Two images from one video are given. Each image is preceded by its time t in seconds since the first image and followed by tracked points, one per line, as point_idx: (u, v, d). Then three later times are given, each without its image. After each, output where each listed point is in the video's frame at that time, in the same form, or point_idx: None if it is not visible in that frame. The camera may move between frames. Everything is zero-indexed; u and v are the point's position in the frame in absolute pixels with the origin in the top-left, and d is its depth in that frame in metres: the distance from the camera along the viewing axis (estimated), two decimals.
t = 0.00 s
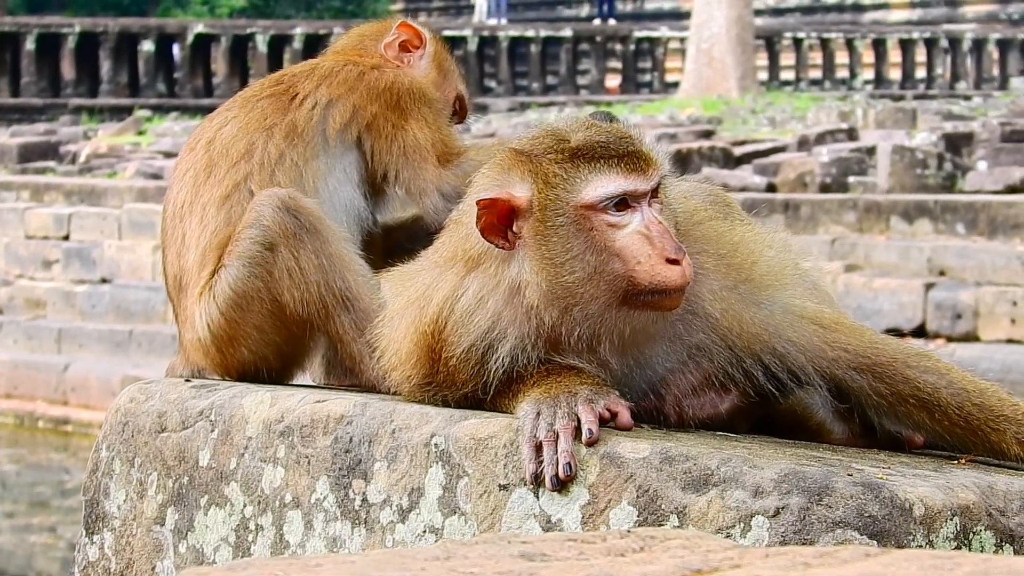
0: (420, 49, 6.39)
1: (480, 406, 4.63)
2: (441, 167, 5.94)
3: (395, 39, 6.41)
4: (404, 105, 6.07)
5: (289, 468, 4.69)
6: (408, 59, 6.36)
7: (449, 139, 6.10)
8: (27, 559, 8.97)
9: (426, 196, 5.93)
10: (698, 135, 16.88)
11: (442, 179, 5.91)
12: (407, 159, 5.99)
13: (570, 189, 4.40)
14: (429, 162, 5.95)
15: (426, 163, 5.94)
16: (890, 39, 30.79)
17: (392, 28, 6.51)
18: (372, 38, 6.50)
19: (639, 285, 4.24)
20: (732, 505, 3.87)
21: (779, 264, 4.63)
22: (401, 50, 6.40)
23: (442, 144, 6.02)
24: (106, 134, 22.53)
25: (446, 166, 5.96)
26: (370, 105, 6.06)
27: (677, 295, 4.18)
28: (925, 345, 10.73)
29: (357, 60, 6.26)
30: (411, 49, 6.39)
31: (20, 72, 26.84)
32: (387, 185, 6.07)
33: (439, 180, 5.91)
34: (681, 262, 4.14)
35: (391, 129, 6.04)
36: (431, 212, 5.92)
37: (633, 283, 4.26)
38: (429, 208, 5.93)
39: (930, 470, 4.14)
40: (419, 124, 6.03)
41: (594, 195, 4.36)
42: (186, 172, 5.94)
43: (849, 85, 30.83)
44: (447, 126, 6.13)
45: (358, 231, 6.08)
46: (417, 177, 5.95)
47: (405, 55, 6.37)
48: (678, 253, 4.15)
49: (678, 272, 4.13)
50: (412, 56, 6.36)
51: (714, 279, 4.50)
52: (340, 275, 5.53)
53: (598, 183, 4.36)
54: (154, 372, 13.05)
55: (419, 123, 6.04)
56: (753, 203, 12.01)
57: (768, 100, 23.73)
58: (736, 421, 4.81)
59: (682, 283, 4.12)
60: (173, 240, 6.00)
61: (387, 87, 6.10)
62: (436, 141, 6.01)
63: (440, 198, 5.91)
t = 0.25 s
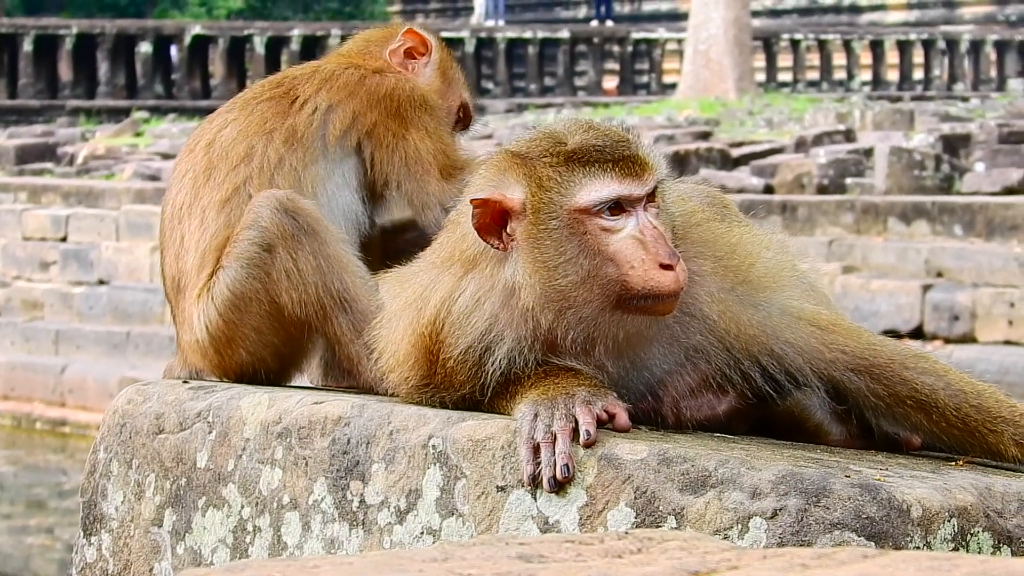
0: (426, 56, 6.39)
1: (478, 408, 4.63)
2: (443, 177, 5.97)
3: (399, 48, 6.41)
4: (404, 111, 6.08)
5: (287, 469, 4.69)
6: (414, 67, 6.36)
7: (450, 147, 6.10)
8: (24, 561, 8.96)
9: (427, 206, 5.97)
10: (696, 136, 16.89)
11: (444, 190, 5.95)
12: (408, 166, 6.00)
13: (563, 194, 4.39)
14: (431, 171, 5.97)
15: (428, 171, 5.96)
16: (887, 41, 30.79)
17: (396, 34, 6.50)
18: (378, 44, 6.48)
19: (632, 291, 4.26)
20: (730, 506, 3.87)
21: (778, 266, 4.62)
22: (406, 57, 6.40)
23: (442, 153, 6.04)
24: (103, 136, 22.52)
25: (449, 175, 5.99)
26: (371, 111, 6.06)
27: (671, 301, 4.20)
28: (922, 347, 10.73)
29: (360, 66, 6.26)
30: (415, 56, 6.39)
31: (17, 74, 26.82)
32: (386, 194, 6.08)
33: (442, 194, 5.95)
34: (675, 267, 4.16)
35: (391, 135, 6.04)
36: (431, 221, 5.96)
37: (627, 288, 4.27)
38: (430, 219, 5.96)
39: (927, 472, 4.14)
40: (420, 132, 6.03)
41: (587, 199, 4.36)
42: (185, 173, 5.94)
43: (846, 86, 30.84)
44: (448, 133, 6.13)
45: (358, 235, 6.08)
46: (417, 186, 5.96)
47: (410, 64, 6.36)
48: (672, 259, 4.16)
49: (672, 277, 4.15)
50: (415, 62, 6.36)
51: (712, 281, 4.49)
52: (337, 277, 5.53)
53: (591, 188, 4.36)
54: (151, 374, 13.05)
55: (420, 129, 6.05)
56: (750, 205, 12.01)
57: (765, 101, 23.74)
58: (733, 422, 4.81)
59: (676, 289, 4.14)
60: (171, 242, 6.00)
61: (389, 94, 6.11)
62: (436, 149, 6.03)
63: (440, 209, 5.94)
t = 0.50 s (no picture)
0: (432, 62, 6.39)
1: (475, 409, 4.63)
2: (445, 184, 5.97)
3: (405, 53, 6.41)
4: (406, 116, 6.08)
5: (284, 471, 4.69)
6: (420, 73, 6.36)
7: (452, 153, 6.10)
8: (22, 561, 8.96)
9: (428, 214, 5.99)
10: (693, 138, 16.91)
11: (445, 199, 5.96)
12: (409, 172, 6.01)
13: (551, 198, 4.36)
14: (432, 179, 5.97)
15: (430, 179, 5.97)
16: (885, 43, 30.79)
17: (403, 39, 6.49)
18: (384, 48, 6.47)
19: (615, 297, 4.20)
20: (727, 508, 3.88)
21: (777, 268, 4.61)
22: (413, 63, 6.40)
23: (444, 159, 6.04)
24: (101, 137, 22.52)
25: (449, 183, 6.00)
26: (373, 114, 6.06)
27: (654, 309, 4.13)
28: (919, 349, 10.74)
29: (364, 69, 6.25)
30: (421, 62, 6.40)
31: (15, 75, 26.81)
32: (388, 197, 6.08)
33: (444, 202, 5.97)
34: (660, 276, 4.08)
35: (393, 139, 6.04)
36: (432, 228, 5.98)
37: (611, 294, 4.22)
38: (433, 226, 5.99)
39: (924, 473, 4.14)
40: (422, 137, 6.04)
41: (574, 204, 4.31)
42: (186, 174, 5.95)
43: (844, 88, 30.86)
44: (449, 139, 6.13)
45: (357, 238, 6.07)
46: (419, 193, 5.98)
47: (417, 69, 6.36)
48: (655, 268, 4.09)
49: (656, 286, 4.08)
50: (420, 68, 6.37)
51: (711, 284, 4.49)
52: (335, 279, 5.53)
53: (577, 195, 4.31)
54: (149, 375, 13.05)
55: (422, 135, 6.04)
56: (748, 206, 12.03)
57: (762, 103, 23.74)
58: (730, 424, 4.82)
59: (659, 297, 4.07)
60: (170, 242, 6.00)
61: (391, 97, 6.10)
62: (437, 154, 6.03)
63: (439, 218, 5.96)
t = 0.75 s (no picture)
0: (431, 64, 6.39)
1: (473, 411, 4.63)
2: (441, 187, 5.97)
3: (404, 55, 6.41)
4: (404, 118, 6.07)
5: (281, 472, 4.68)
6: (419, 75, 6.36)
7: (450, 156, 6.10)
8: (20, 563, 8.95)
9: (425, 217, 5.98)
10: (691, 139, 16.90)
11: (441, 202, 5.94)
12: (406, 175, 6.00)
13: (540, 199, 4.35)
14: (430, 181, 5.96)
15: (427, 181, 5.96)
16: (882, 43, 30.77)
17: (401, 41, 6.49)
18: (382, 50, 6.47)
19: (603, 299, 4.18)
20: (724, 508, 3.88)
21: (773, 269, 4.61)
22: (412, 65, 6.39)
23: (441, 162, 6.04)
24: (98, 138, 22.52)
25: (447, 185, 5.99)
26: (371, 116, 6.05)
27: (643, 312, 4.11)
28: (917, 349, 10.73)
29: (362, 70, 6.25)
30: (419, 64, 6.39)
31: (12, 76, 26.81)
32: (385, 199, 6.08)
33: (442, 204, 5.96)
34: (648, 279, 4.06)
35: (391, 141, 6.04)
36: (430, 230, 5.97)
37: (599, 296, 4.20)
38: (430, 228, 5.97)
39: (922, 474, 4.13)
40: (421, 139, 6.03)
41: (562, 206, 4.30)
42: (183, 174, 5.95)
43: (841, 88, 30.84)
44: (447, 141, 6.13)
45: (354, 241, 6.06)
46: (416, 195, 5.97)
47: (415, 71, 6.36)
48: (643, 271, 4.07)
49: (644, 289, 4.06)
50: (419, 70, 6.36)
51: (707, 284, 4.48)
52: (332, 280, 5.53)
53: (566, 197, 4.30)
54: (146, 376, 13.04)
55: (420, 137, 6.04)
56: (745, 207, 12.03)
57: (760, 104, 23.73)
58: (728, 425, 4.82)
59: (647, 300, 4.05)
60: (167, 243, 6.00)
61: (388, 99, 6.10)
62: (435, 157, 6.03)
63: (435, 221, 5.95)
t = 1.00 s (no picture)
0: (430, 64, 6.39)
1: (471, 412, 4.64)
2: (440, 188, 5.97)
3: (405, 57, 6.40)
4: (404, 119, 6.07)
5: (279, 472, 4.68)
6: (419, 76, 6.36)
7: (449, 158, 6.10)
8: (17, 563, 8.95)
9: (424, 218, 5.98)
10: (689, 140, 16.90)
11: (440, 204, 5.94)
12: (406, 177, 6.01)
13: (530, 198, 4.35)
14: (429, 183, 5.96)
15: (427, 183, 5.96)
16: (881, 45, 30.75)
17: (401, 42, 6.49)
18: (383, 52, 6.47)
19: (593, 299, 4.18)
20: (722, 509, 3.88)
21: (773, 270, 4.60)
22: (412, 66, 6.39)
23: (441, 165, 6.04)
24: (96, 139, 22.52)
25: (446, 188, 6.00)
26: (371, 117, 6.05)
27: (632, 313, 4.11)
28: (915, 351, 10.73)
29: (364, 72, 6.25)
30: (420, 65, 6.39)
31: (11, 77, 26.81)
32: (384, 201, 6.07)
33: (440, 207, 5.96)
34: (638, 280, 4.06)
35: (392, 143, 6.03)
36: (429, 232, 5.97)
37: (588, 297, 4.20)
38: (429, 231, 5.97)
39: (919, 475, 4.13)
40: (421, 142, 6.04)
41: (553, 205, 4.30)
42: (183, 174, 5.95)
43: (839, 90, 30.82)
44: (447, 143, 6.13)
45: (353, 242, 6.06)
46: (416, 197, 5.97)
47: (416, 72, 6.36)
48: (632, 272, 4.07)
49: (633, 290, 4.05)
50: (420, 71, 6.36)
51: (706, 285, 4.48)
52: (330, 281, 5.53)
53: (556, 195, 4.30)
54: (143, 376, 13.03)
55: (420, 140, 6.04)
56: (743, 208, 12.04)
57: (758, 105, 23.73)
58: (726, 426, 4.82)
59: (637, 300, 4.04)
60: (166, 243, 6.00)
61: (389, 101, 6.10)
62: (434, 159, 6.02)
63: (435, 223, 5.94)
